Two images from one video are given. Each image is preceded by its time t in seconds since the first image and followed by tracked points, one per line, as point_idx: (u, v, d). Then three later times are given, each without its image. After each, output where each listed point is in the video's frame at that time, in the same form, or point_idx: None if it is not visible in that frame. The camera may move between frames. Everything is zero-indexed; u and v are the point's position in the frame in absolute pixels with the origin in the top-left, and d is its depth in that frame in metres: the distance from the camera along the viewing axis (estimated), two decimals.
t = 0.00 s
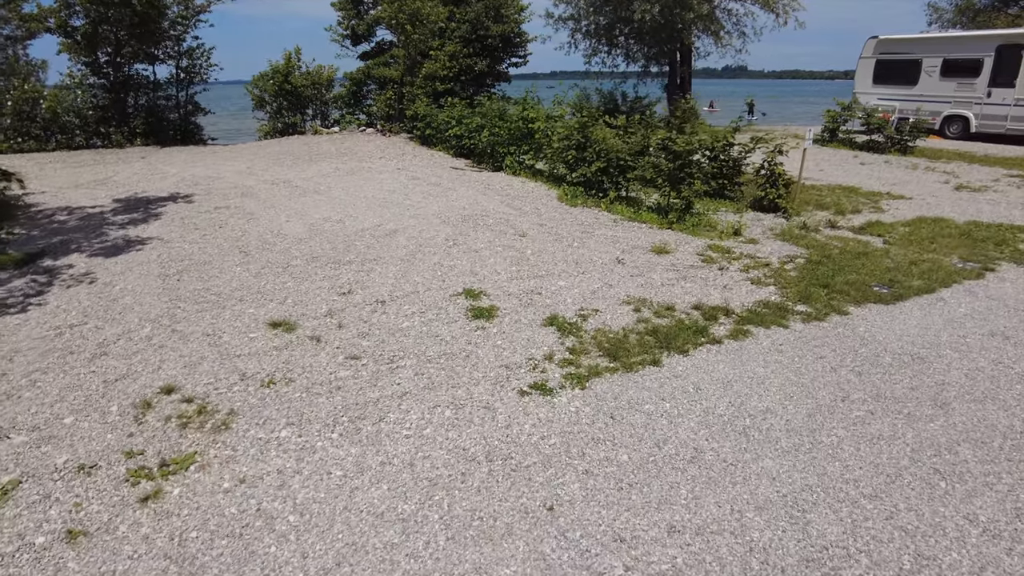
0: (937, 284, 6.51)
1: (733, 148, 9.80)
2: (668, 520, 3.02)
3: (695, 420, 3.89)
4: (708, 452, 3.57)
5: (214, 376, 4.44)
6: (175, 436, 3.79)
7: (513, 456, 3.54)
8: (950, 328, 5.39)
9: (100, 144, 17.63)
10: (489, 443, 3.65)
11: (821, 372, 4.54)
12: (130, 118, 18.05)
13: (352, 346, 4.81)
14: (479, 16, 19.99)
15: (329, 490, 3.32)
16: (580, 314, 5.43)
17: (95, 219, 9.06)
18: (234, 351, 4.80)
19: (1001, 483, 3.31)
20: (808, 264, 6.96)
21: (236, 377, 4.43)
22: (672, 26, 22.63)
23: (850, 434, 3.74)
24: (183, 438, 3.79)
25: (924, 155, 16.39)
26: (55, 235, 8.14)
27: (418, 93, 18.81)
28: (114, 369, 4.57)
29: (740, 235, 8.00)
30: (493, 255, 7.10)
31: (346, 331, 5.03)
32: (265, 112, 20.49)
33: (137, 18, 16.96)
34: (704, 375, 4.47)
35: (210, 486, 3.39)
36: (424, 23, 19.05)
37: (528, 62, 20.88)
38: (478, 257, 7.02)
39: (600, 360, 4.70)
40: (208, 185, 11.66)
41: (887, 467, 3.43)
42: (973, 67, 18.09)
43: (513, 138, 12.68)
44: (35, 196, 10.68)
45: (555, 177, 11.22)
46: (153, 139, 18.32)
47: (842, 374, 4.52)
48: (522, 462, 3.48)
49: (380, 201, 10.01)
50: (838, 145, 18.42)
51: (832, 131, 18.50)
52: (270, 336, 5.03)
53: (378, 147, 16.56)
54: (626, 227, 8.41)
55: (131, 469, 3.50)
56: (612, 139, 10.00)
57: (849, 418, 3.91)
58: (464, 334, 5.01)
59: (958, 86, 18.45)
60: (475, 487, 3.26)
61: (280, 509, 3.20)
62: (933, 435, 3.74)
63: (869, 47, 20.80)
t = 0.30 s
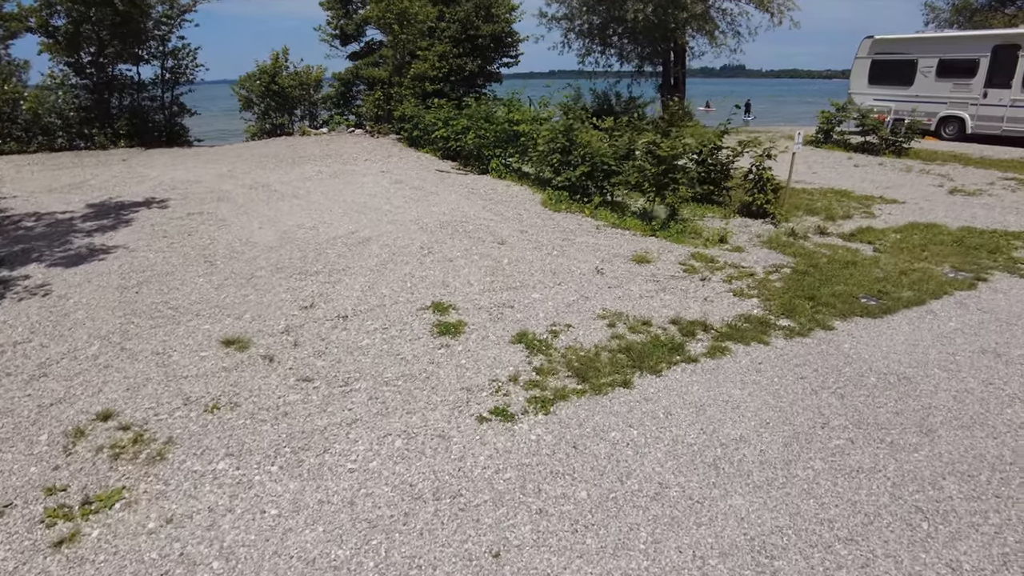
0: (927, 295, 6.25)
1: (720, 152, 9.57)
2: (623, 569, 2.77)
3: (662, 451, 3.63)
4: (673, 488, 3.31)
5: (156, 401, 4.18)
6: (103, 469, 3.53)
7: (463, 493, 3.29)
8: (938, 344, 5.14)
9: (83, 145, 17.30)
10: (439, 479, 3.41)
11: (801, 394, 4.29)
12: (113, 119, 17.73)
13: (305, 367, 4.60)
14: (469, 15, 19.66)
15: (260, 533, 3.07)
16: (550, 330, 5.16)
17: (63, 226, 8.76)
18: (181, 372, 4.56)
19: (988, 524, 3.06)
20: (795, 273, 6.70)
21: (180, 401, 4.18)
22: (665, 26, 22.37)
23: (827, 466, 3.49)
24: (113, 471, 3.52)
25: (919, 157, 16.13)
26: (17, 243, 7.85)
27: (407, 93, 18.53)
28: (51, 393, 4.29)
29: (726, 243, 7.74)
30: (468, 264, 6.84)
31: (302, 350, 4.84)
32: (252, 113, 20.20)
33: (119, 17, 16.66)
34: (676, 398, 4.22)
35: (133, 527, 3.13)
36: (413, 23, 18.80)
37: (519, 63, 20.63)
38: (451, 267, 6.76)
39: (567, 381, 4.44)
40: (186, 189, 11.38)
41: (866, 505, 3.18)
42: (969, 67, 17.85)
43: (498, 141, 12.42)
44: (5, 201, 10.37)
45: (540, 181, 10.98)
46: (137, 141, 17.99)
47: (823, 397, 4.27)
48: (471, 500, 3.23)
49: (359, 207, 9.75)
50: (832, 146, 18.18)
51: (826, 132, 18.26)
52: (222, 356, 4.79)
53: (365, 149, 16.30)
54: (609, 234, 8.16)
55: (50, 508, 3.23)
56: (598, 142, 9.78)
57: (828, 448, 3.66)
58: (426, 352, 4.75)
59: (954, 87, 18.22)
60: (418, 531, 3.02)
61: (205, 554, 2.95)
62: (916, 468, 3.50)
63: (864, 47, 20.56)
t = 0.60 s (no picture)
0: (911, 302, 6.00)
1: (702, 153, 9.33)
2: None
3: (614, 476, 3.37)
4: (621, 520, 3.05)
5: (79, 421, 3.90)
6: (7, 499, 3.25)
7: (392, 528, 3.04)
8: (918, 355, 4.89)
9: (61, 146, 16.95)
10: (368, 512, 3.15)
11: (769, 411, 4.03)
12: (93, 120, 17.40)
13: (244, 384, 4.35)
14: (456, 14, 19.39)
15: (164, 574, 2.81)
16: (511, 342, 4.90)
17: (22, 230, 8.46)
18: (113, 388, 4.28)
19: (960, 560, 2.81)
20: (774, 279, 6.45)
21: (105, 421, 3.90)
22: (655, 25, 22.14)
23: (791, 494, 3.23)
24: (16, 501, 3.24)
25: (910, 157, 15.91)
26: None
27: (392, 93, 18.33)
28: None
29: (705, 247, 7.51)
30: (433, 270, 6.58)
31: (244, 365, 4.60)
32: (236, 113, 19.92)
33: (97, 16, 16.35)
34: (636, 417, 3.96)
35: (26, 567, 2.85)
36: (398, 23, 18.53)
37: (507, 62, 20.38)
38: (416, 273, 6.50)
39: (522, 397, 4.18)
40: (158, 192, 11.09)
41: (830, 540, 2.92)
42: (961, 66, 17.63)
43: (479, 142, 12.17)
44: None
45: (519, 183, 10.73)
46: (117, 142, 17.65)
47: (793, 414, 4.01)
48: (400, 536, 2.98)
49: (331, 210, 9.47)
50: (823, 146, 17.96)
51: (817, 133, 18.04)
52: (160, 371, 4.51)
53: (348, 150, 16.03)
54: (586, 238, 7.90)
55: None
56: (577, 143, 9.54)
57: (793, 474, 3.40)
58: (375, 367, 4.50)
59: (946, 86, 18.00)
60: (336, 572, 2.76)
61: None
62: (887, 496, 3.24)
63: (855, 46, 20.34)
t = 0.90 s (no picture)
0: (894, 315, 5.77)
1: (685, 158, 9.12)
2: None
3: (562, 513, 3.15)
4: (565, 565, 2.83)
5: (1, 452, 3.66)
6: None
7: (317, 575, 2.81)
8: (898, 374, 4.66)
9: (43, 150, 16.68)
10: (295, 556, 2.93)
11: (735, 438, 3.81)
12: (75, 123, 17.14)
13: (185, 408, 4.13)
14: (444, 16, 19.16)
15: None
16: (471, 360, 4.68)
17: None
18: (45, 414, 4.04)
19: None
20: (753, 291, 6.23)
21: (29, 452, 3.66)
22: (647, 26, 21.94)
23: (751, 534, 3.01)
24: None
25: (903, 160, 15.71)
26: None
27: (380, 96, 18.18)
28: None
29: (685, 257, 7.30)
30: (401, 282, 6.36)
31: (187, 388, 4.37)
32: (223, 116, 19.70)
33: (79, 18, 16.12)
34: (594, 444, 3.74)
35: None
36: (386, 24, 18.32)
37: (497, 64, 20.17)
38: (383, 285, 6.28)
39: (476, 422, 3.97)
40: (133, 198, 10.86)
41: None
42: (955, 68, 17.43)
43: (462, 146, 11.96)
44: None
45: (501, 187, 10.52)
46: (100, 146, 17.39)
47: (761, 441, 3.79)
48: None
49: (306, 218, 9.25)
50: (815, 149, 17.75)
51: (809, 135, 17.83)
52: (98, 394, 4.28)
53: (333, 154, 15.81)
54: (563, 247, 7.68)
55: None
56: (558, 148, 9.34)
57: (756, 510, 3.17)
58: (324, 391, 4.31)
59: (940, 88, 17.80)
60: None
61: None
62: (855, 536, 3.01)
63: (849, 47, 20.14)
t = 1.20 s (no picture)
0: (884, 324, 5.51)
1: (673, 158, 8.89)
2: None
3: (513, 546, 2.90)
4: None
5: None
6: None
7: None
8: (884, 387, 4.40)
9: (27, 150, 16.29)
10: None
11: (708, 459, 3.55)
12: (60, 123, 16.79)
13: (123, 424, 3.87)
14: (435, 14, 18.91)
15: None
16: (433, 373, 4.43)
17: None
18: None
19: None
20: (737, 297, 5.98)
21: None
22: (641, 25, 21.71)
23: (716, 570, 2.76)
24: None
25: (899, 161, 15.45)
26: None
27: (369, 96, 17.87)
28: None
29: (669, 262, 7.06)
30: (370, 287, 6.10)
31: (130, 403, 4.11)
32: (211, 116, 19.44)
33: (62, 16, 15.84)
34: (556, 466, 3.49)
35: None
36: (376, 23, 18.06)
37: (490, 64, 19.94)
38: (352, 291, 6.04)
39: (432, 443, 3.73)
40: (110, 199, 10.60)
41: None
42: (952, 68, 17.18)
43: (448, 146, 11.71)
44: None
45: (486, 188, 10.27)
46: (85, 146, 17.06)
47: (736, 462, 3.53)
48: None
49: (283, 220, 9.00)
50: (811, 149, 17.50)
51: (805, 135, 17.58)
52: (33, 410, 4.01)
53: (320, 154, 15.56)
54: (544, 251, 7.43)
55: None
56: (543, 148, 9.10)
57: (724, 543, 2.91)
58: (273, 408, 4.08)
59: (937, 88, 17.55)
60: None
61: None
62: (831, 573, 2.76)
63: (846, 47, 19.88)
